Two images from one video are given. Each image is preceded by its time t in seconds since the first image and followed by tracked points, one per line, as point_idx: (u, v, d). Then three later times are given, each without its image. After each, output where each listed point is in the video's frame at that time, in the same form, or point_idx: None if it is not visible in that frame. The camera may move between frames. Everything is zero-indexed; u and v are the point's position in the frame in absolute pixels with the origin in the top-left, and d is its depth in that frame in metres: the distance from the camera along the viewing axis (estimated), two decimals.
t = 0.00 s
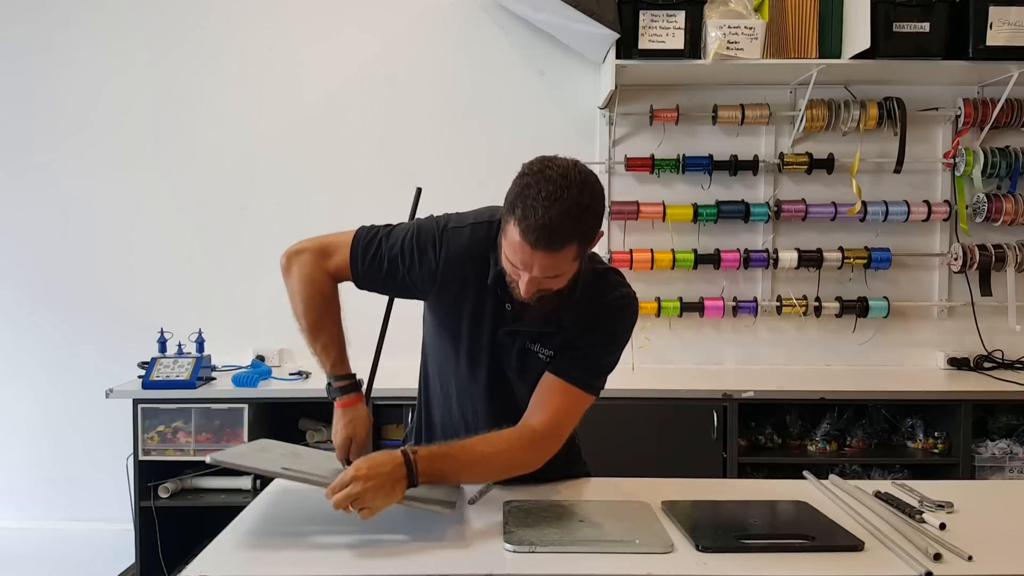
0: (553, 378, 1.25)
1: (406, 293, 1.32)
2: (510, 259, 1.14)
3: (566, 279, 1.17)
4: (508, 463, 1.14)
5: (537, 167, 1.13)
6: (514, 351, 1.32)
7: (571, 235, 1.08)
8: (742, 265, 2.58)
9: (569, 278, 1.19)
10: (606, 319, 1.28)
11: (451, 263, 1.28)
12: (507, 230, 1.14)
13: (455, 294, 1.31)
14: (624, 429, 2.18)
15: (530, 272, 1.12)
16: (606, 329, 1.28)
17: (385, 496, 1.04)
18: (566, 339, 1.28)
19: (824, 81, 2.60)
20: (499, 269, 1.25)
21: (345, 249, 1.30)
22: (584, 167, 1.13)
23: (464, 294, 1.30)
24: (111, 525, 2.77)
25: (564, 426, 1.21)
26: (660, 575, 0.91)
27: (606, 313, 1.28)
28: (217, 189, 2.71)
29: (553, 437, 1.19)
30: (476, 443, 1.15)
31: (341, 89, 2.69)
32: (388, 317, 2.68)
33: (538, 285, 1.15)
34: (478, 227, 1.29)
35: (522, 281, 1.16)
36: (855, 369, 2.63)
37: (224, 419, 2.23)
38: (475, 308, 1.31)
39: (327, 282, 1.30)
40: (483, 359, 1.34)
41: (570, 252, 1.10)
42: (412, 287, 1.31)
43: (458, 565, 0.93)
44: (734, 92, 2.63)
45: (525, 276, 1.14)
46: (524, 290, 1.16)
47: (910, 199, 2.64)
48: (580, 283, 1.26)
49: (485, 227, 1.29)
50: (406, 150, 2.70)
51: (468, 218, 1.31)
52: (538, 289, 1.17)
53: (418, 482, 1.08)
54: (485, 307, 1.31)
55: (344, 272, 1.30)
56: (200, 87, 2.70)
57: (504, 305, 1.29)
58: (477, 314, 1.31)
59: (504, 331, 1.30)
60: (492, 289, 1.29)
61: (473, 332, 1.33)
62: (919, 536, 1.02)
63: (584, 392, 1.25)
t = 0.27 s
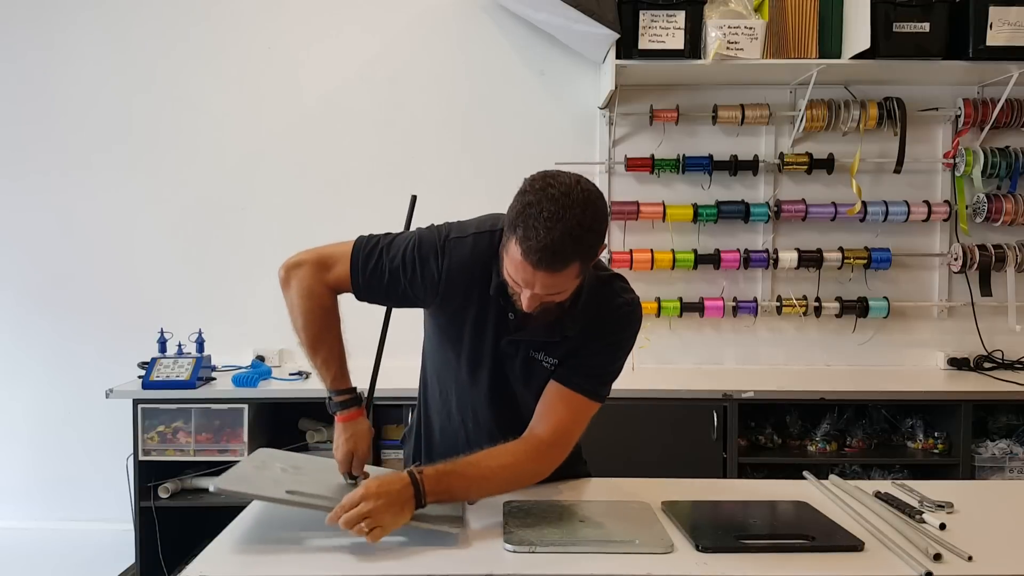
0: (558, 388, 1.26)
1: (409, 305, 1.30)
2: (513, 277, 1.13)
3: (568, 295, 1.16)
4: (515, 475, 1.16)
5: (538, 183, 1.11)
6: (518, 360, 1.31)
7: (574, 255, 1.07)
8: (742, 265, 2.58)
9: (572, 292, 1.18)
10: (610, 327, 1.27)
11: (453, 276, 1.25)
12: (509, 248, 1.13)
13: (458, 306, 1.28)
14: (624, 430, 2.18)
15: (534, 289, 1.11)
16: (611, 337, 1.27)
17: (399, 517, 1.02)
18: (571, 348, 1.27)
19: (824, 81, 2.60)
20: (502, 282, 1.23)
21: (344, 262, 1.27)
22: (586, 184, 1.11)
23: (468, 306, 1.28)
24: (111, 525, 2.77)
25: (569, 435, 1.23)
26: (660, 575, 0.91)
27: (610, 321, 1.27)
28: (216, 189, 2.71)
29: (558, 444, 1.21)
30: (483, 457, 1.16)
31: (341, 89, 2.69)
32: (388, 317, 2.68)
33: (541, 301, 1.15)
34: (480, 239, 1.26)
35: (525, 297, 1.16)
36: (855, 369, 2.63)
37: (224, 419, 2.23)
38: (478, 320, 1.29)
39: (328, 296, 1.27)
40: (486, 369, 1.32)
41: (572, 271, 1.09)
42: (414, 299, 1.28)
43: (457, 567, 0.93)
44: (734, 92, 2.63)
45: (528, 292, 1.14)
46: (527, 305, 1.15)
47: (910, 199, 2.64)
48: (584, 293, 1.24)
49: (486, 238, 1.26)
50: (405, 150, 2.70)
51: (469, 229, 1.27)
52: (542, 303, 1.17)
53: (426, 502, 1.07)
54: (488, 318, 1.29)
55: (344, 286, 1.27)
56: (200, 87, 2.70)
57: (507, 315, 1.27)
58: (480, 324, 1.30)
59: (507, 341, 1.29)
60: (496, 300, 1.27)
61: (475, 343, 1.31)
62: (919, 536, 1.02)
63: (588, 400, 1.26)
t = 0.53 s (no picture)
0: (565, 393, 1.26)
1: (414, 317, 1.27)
2: (516, 281, 1.12)
3: (565, 309, 1.16)
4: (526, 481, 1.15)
5: (558, 192, 1.11)
6: (523, 368, 1.30)
7: (582, 266, 1.07)
8: (742, 265, 2.58)
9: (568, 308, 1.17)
10: (616, 331, 1.27)
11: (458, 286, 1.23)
12: (517, 251, 1.13)
13: (462, 315, 1.27)
14: (624, 430, 2.18)
15: (535, 296, 1.10)
16: (617, 341, 1.27)
17: (410, 530, 0.99)
18: (577, 354, 1.27)
19: (824, 81, 2.60)
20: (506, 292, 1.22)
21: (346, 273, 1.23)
22: (605, 202, 1.12)
23: (473, 316, 1.27)
24: (111, 525, 2.77)
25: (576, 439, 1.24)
26: (660, 575, 0.91)
27: (616, 325, 1.26)
28: (217, 189, 2.71)
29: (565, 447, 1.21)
30: (491, 467, 1.15)
31: (341, 89, 2.69)
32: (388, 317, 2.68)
33: (537, 310, 1.14)
34: (485, 249, 1.24)
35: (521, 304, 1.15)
36: (855, 369, 2.63)
37: (224, 419, 2.23)
38: (483, 330, 1.28)
39: (328, 309, 1.24)
40: (490, 377, 1.31)
41: (576, 283, 1.09)
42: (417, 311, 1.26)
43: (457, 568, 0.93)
44: (734, 92, 2.63)
45: (526, 299, 1.13)
46: (522, 312, 1.14)
47: (911, 199, 2.64)
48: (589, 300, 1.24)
49: (491, 248, 1.25)
50: (405, 150, 2.70)
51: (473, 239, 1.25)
52: (536, 314, 1.15)
53: (438, 518, 1.04)
54: (493, 327, 1.27)
55: (344, 299, 1.23)
56: (200, 87, 2.70)
57: (511, 324, 1.26)
58: (484, 333, 1.28)
59: (513, 350, 1.27)
60: (501, 309, 1.25)
61: (479, 352, 1.30)
62: (919, 536, 1.02)
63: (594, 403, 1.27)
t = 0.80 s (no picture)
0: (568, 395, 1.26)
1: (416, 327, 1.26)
2: (517, 278, 1.12)
3: (562, 314, 1.15)
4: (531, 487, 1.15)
5: (573, 196, 1.12)
6: (525, 372, 1.30)
7: (587, 271, 1.07)
8: (742, 265, 2.58)
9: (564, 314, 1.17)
10: (617, 333, 1.26)
11: (460, 295, 1.22)
12: (523, 248, 1.12)
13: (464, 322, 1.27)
14: (625, 430, 2.18)
15: (535, 295, 1.09)
16: (619, 343, 1.27)
17: (414, 537, 0.99)
18: (579, 357, 1.27)
19: (824, 81, 2.60)
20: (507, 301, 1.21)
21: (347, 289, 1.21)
22: (617, 214, 1.13)
23: (474, 323, 1.26)
24: (110, 526, 2.77)
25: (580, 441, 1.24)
26: (660, 575, 0.91)
27: (617, 328, 1.26)
28: (217, 189, 2.71)
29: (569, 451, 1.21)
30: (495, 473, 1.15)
31: (341, 89, 2.69)
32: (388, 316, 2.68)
33: (534, 311, 1.13)
34: (485, 257, 1.23)
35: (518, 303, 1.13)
36: (855, 369, 2.63)
37: (224, 419, 2.23)
38: (484, 335, 1.28)
39: (328, 325, 1.22)
40: (492, 382, 1.31)
41: (579, 288, 1.09)
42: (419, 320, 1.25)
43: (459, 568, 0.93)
44: (734, 92, 2.63)
45: (525, 298, 1.11)
46: (518, 312, 1.12)
47: (911, 199, 2.64)
48: (591, 306, 1.24)
49: (491, 255, 1.24)
50: (405, 150, 2.70)
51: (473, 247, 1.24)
52: (531, 316, 1.14)
53: (444, 526, 1.04)
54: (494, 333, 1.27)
55: (345, 313, 1.21)
56: (200, 87, 2.70)
57: (512, 329, 1.26)
58: (486, 339, 1.28)
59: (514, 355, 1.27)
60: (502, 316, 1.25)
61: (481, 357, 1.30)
62: (919, 536, 1.02)
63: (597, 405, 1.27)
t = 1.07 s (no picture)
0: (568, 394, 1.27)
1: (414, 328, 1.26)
2: (512, 274, 1.12)
3: (556, 311, 1.15)
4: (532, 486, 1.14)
5: (567, 193, 1.11)
6: (524, 373, 1.30)
7: (579, 268, 1.07)
8: (742, 265, 2.58)
9: (560, 312, 1.17)
10: (615, 330, 1.26)
11: (457, 296, 1.23)
12: (518, 245, 1.13)
13: (462, 322, 1.27)
14: (625, 430, 2.18)
15: (528, 291, 1.10)
16: (618, 340, 1.27)
17: (411, 540, 0.99)
18: (578, 355, 1.27)
19: (824, 81, 2.60)
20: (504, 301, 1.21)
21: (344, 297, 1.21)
22: (612, 212, 1.12)
23: (473, 323, 1.26)
24: (110, 526, 2.77)
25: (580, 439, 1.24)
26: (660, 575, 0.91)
27: (615, 325, 1.26)
28: (217, 189, 2.71)
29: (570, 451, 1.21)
30: (494, 473, 1.15)
31: (341, 89, 2.69)
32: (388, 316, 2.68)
33: (528, 308, 1.13)
34: (482, 258, 1.24)
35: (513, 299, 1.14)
36: (855, 369, 2.63)
37: (224, 419, 2.23)
38: (482, 336, 1.27)
39: (326, 332, 1.21)
40: (490, 383, 1.31)
41: (572, 285, 1.09)
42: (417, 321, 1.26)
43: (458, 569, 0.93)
44: (734, 92, 2.63)
45: (519, 295, 1.12)
46: (512, 307, 1.13)
47: (911, 199, 2.64)
48: (588, 305, 1.24)
49: (488, 255, 1.25)
50: (405, 150, 2.70)
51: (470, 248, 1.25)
52: (526, 312, 1.15)
53: (442, 528, 1.04)
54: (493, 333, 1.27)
55: (344, 319, 1.21)
56: (200, 87, 2.70)
57: (508, 330, 1.26)
58: (484, 340, 1.28)
59: (513, 356, 1.27)
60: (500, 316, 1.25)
61: (479, 357, 1.30)
62: (919, 535, 1.02)
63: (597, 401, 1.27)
